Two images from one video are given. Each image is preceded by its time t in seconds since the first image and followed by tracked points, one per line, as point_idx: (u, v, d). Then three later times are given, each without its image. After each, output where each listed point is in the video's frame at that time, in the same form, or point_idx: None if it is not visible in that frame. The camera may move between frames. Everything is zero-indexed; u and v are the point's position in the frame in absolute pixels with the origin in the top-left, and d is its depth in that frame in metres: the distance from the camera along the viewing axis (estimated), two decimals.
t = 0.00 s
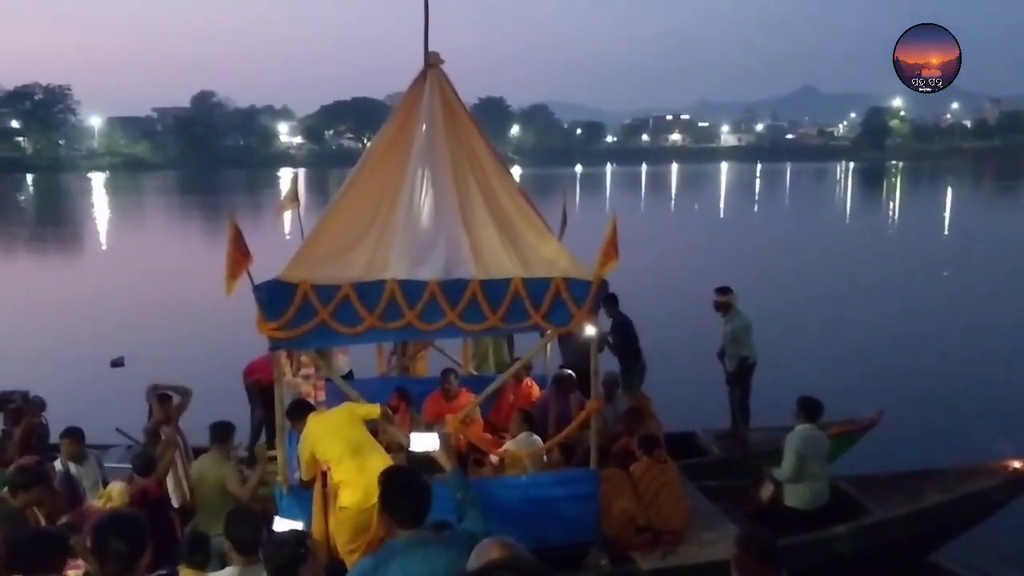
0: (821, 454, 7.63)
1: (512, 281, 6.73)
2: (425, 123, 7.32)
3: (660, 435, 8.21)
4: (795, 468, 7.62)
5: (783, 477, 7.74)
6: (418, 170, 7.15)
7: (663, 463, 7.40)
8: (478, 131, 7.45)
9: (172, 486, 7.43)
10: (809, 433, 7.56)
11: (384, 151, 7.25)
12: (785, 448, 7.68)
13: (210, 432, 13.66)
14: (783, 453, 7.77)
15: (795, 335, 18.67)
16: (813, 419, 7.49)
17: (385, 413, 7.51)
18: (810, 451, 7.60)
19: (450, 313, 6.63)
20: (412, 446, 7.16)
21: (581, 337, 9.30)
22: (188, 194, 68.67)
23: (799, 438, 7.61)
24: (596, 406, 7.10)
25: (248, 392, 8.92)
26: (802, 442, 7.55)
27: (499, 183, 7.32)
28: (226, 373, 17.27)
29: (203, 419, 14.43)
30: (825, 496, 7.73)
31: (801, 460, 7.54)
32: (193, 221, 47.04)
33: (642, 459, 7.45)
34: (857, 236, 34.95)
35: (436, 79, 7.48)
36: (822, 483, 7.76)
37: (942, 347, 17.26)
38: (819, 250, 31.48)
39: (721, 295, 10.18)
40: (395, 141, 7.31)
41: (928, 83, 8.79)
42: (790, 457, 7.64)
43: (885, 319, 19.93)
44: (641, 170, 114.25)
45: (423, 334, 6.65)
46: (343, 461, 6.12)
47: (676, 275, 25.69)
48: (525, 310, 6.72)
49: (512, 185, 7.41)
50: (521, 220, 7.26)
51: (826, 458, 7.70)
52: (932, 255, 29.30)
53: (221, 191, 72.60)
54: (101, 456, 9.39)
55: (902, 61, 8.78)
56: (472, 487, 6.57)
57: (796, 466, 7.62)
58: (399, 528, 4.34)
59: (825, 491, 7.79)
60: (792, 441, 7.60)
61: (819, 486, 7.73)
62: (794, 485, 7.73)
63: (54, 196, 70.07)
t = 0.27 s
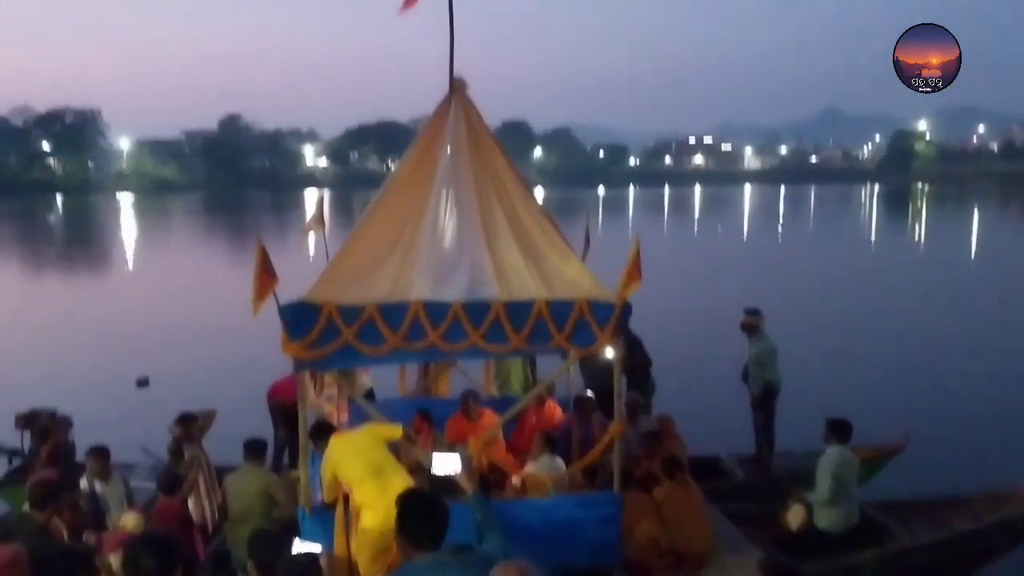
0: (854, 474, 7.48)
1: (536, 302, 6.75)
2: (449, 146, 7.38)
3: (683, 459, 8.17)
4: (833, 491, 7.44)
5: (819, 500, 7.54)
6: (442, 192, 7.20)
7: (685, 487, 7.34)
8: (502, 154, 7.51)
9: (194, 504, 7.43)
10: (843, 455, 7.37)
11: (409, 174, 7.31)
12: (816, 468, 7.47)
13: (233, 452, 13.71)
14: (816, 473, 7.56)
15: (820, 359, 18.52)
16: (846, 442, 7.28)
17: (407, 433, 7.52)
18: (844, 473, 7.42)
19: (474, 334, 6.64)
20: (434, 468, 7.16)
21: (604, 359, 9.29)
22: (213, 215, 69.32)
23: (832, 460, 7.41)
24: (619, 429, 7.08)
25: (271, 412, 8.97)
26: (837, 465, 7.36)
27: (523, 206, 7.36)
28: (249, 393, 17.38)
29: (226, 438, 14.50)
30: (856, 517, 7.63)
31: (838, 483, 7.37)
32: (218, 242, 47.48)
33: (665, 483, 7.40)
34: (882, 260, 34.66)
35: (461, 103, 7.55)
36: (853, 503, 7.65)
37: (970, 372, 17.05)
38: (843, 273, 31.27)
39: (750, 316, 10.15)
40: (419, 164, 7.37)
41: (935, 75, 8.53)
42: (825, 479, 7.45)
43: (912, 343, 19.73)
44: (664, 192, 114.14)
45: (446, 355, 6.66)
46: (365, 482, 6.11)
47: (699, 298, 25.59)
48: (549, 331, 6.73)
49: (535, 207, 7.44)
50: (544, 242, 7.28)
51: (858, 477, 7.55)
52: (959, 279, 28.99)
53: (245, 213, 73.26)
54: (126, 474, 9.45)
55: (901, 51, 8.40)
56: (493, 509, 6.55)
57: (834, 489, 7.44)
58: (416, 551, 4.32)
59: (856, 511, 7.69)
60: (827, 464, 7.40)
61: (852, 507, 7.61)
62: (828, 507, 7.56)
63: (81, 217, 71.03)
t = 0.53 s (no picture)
0: (863, 498, 7.41)
1: (542, 323, 6.76)
2: (455, 167, 7.43)
3: (689, 481, 8.14)
4: (842, 516, 7.35)
5: (826, 525, 7.44)
6: (449, 213, 7.24)
7: (691, 510, 7.29)
8: (507, 175, 7.55)
9: (197, 526, 7.46)
10: (852, 479, 7.28)
11: (416, 195, 7.36)
12: (825, 493, 7.39)
13: (240, 473, 13.72)
14: (824, 497, 7.47)
15: (826, 380, 18.47)
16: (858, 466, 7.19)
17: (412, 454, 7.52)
18: (854, 498, 7.35)
19: (479, 354, 6.66)
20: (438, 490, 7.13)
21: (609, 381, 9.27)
22: (220, 236, 69.69)
23: (842, 484, 7.32)
24: (625, 451, 7.06)
25: (276, 432, 8.98)
26: (848, 489, 7.27)
27: (528, 226, 7.39)
28: (255, 414, 17.41)
29: (232, 460, 14.49)
30: (862, 542, 7.55)
31: (848, 508, 7.30)
32: (225, 263, 47.63)
33: (671, 506, 7.35)
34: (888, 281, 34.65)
35: (467, 125, 7.61)
36: (859, 527, 7.57)
37: (976, 394, 16.97)
38: (849, 295, 31.25)
39: (757, 337, 10.14)
40: (426, 185, 7.42)
41: (940, 73, 7.92)
42: (834, 504, 7.36)
43: (918, 365, 19.67)
44: (669, 214, 114.40)
45: (452, 376, 6.67)
46: (369, 504, 6.10)
47: (704, 319, 25.60)
48: (555, 352, 6.74)
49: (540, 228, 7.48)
50: (550, 263, 7.31)
51: (866, 501, 7.47)
52: (964, 301, 28.89)
53: (251, 234, 73.49)
54: (131, 495, 9.46)
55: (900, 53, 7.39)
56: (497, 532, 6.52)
57: (843, 514, 7.35)
58: None
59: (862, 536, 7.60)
60: (837, 488, 7.31)
61: (858, 532, 7.52)
62: (836, 532, 7.45)
63: (88, 239, 71.34)
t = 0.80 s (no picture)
0: (872, 521, 7.39)
1: (548, 342, 6.76)
2: (461, 187, 7.47)
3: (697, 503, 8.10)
4: (852, 539, 7.30)
5: (836, 549, 7.36)
6: (455, 233, 7.27)
7: (700, 531, 7.23)
8: (512, 195, 7.59)
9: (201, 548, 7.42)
10: (862, 501, 7.27)
11: (422, 216, 7.39)
12: (834, 515, 7.36)
13: (245, 494, 13.67)
14: (833, 520, 7.44)
15: (831, 400, 18.42)
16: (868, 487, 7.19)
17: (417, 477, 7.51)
18: (863, 520, 7.33)
19: (486, 374, 6.66)
20: (442, 513, 7.11)
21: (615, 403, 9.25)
22: (225, 257, 69.86)
23: (851, 506, 7.30)
24: (633, 472, 7.03)
25: (281, 454, 8.98)
26: (857, 510, 7.26)
27: (534, 247, 7.42)
28: (259, 435, 17.39)
29: (237, 481, 14.44)
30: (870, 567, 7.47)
31: (859, 529, 7.26)
32: (230, 284, 47.70)
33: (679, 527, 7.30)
34: (892, 301, 34.63)
35: (473, 146, 7.66)
36: (867, 552, 7.51)
37: (984, 414, 16.91)
38: (854, 315, 31.20)
39: (762, 357, 10.11)
40: (432, 206, 7.45)
41: (940, 71, 7.77)
42: (845, 526, 7.32)
43: (923, 385, 19.62)
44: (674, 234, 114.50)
45: (458, 396, 6.67)
46: (375, 526, 6.10)
47: (708, 340, 25.57)
48: (561, 372, 6.74)
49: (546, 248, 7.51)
50: (555, 282, 7.33)
51: (874, 525, 7.45)
52: (970, 321, 28.84)
53: (257, 254, 73.62)
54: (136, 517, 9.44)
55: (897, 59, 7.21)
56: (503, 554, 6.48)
57: (854, 535, 7.30)
58: None
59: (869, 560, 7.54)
60: (846, 510, 7.28)
61: (867, 557, 7.45)
62: (845, 557, 7.37)
63: (95, 259, 71.53)
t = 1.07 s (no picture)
0: (878, 538, 7.37)
1: (552, 356, 6.76)
2: (465, 201, 7.49)
3: (701, 517, 8.07)
4: (858, 555, 7.27)
5: (842, 565, 7.33)
6: (458, 247, 7.29)
7: (706, 544, 7.20)
8: (516, 208, 7.61)
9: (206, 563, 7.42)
10: (867, 516, 7.27)
11: (426, 230, 7.41)
12: (840, 532, 7.37)
13: (250, 509, 13.64)
14: (839, 536, 7.43)
15: (836, 414, 18.35)
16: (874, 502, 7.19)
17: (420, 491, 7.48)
18: (870, 536, 7.32)
19: (490, 387, 6.66)
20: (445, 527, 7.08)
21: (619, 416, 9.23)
22: (228, 271, 69.96)
23: (857, 522, 7.30)
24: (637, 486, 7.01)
25: (283, 468, 8.96)
26: (863, 526, 7.25)
27: (538, 260, 7.44)
28: (262, 448, 17.37)
29: (242, 496, 14.42)
30: None
31: (865, 545, 7.23)
32: (234, 297, 47.74)
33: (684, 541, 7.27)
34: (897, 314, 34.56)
35: (477, 160, 7.68)
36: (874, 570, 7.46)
37: (989, 428, 16.82)
38: (858, 328, 31.14)
39: (768, 370, 10.06)
40: (436, 219, 7.47)
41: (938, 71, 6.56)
42: (850, 542, 7.31)
43: (928, 399, 19.54)
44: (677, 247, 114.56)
45: (462, 409, 6.68)
46: (380, 538, 6.07)
47: (712, 353, 25.52)
48: (565, 385, 6.74)
49: (550, 262, 7.52)
50: (559, 295, 7.34)
51: (880, 543, 7.42)
52: (975, 334, 28.75)
53: (261, 268, 73.59)
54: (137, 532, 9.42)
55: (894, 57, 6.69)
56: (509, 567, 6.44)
57: (859, 552, 7.27)
58: None
59: None
60: (852, 526, 7.28)
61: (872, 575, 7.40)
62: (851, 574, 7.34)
63: (100, 273, 71.59)
